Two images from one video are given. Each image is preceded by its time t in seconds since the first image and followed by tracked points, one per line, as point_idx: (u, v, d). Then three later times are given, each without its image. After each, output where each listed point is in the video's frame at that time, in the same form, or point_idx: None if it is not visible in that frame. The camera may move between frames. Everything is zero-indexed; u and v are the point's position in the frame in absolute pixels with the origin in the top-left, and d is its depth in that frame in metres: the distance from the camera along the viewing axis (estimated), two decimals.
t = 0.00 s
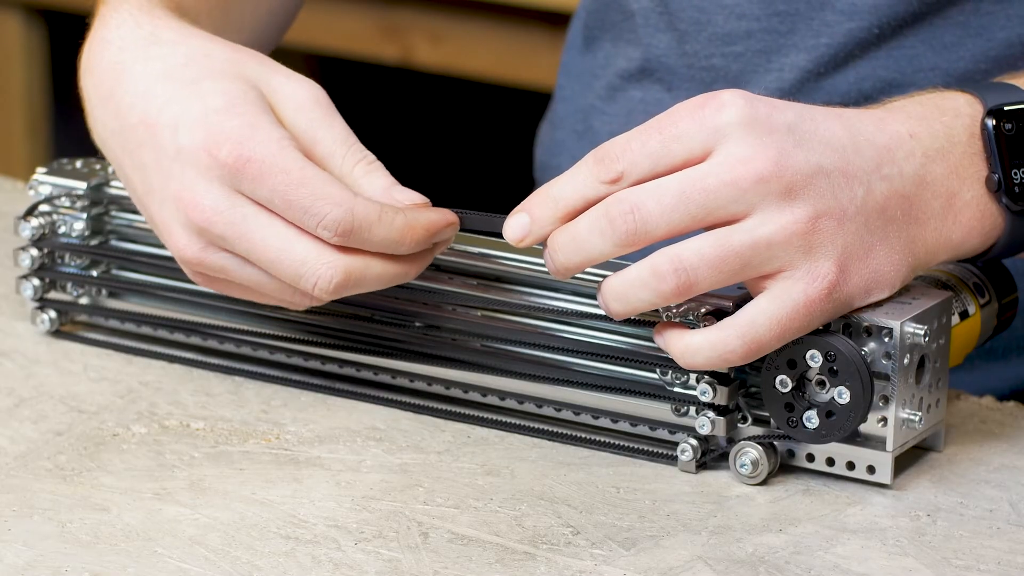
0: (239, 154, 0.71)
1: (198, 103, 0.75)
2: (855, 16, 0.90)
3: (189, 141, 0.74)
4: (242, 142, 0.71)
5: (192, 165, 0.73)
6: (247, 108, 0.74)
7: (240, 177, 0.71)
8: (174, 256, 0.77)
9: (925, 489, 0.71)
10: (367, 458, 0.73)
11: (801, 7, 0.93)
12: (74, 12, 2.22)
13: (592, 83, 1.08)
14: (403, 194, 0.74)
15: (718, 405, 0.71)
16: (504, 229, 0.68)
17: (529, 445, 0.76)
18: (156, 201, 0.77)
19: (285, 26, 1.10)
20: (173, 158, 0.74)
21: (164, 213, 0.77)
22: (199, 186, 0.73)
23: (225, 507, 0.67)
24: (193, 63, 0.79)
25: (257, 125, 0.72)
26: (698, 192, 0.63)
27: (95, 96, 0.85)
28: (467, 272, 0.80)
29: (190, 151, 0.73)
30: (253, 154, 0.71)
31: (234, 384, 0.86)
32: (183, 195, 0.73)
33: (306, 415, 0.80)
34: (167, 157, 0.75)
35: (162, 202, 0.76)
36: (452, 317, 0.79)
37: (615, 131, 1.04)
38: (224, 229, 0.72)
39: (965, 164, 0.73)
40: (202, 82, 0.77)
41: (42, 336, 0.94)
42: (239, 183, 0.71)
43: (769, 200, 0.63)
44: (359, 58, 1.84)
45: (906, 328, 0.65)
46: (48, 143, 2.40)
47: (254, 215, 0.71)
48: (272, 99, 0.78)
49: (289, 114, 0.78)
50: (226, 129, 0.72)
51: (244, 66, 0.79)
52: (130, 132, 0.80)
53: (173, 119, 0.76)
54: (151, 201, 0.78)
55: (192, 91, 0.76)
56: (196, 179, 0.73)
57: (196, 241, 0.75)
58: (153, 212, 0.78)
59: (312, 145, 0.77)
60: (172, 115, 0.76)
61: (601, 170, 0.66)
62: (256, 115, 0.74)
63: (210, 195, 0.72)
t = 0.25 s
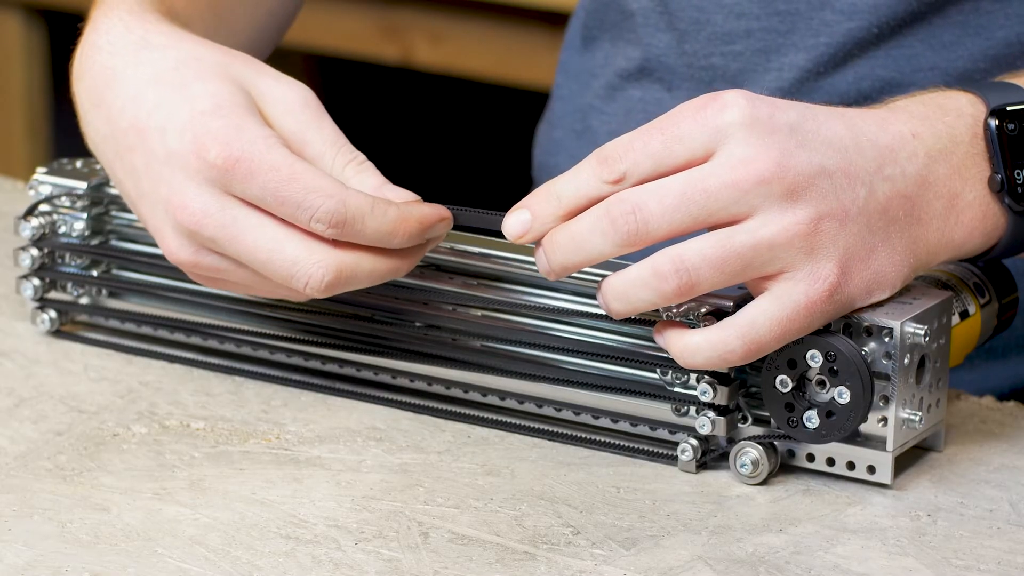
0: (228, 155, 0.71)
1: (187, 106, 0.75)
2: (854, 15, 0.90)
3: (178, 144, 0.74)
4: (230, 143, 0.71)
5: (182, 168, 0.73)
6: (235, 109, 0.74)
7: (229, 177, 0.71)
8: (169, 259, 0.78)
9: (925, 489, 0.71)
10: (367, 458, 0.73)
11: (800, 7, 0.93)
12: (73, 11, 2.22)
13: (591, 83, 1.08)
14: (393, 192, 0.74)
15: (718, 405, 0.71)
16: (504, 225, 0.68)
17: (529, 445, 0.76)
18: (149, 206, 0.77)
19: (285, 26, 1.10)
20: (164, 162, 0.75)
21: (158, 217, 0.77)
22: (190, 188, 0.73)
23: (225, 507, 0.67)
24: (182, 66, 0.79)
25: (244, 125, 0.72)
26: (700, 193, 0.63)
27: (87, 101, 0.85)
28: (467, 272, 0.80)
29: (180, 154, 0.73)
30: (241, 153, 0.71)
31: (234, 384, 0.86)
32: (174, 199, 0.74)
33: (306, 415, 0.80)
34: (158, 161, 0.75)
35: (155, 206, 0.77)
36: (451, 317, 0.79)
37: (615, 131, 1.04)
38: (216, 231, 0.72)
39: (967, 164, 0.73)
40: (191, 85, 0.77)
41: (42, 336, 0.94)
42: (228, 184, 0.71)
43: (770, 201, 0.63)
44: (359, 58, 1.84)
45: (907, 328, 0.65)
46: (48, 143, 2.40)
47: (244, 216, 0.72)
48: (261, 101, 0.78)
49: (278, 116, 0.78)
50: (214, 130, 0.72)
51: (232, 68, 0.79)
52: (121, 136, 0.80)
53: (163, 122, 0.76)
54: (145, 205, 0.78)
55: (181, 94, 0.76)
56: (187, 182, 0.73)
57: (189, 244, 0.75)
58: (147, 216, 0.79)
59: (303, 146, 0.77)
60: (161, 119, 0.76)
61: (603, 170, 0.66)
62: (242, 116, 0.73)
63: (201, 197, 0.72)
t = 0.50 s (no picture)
0: (231, 148, 0.70)
1: (190, 100, 0.75)
2: (850, 15, 0.90)
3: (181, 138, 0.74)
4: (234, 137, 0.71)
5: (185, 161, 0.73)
6: (238, 102, 0.74)
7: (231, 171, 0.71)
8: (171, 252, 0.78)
9: (925, 489, 0.71)
10: (367, 458, 0.73)
11: (798, 7, 0.93)
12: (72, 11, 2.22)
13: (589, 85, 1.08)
14: (397, 186, 0.74)
15: (718, 405, 0.71)
16: (506, 227, 0.69)
17: (529, 445, 0.76)
18: (151, 200, 0.77)
19: (285, 27, 1.10)
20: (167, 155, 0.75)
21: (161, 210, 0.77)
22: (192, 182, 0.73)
23: (225, 507, 0.67)
24: (185, 59, 0.79)
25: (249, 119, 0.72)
26: (701, 195, 0.63)
27: (90, 95, 0.85)
28: (467, 272, 0.80)
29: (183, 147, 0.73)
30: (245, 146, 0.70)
31: (234, 384, 0.85)
32: (176, 193, 0.74)
33: (306, 415, 0.80)
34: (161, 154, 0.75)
35: (157, 200, 0.77)
36: (451, 316, 0.79)
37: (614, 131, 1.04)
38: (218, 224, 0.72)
39: (966, 164, 0.73)
40: (194, 78, 0.77)
41: (42, 336, 0.94)
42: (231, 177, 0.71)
43: (771, 203, 0.63)
44: (359, 58, 1.84)
45: (907, 328, 0.65)
46: (48, 143, 2.39)
47: (246, 210, 0.72)
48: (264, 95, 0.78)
49: (282, 110, 0.78)
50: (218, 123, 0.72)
51: (235, 62, 0.79)
52: (124, 130, 0.80)
53: (165, 116, 0.76)
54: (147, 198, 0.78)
55: (184, 88, 0.76)
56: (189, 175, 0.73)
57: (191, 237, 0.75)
58: (148, 209, 0.78)
59: (306, 141, 0.77)
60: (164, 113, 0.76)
61: (603, 171, 0.66)
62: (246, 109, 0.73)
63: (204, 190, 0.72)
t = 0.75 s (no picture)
0: (241, 140, 0.71)
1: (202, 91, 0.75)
2: (852, 12, 0.90)
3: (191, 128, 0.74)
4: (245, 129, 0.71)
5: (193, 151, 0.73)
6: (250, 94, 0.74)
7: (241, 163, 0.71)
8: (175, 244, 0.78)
9: (925, 489, 0.71)
10: (367, 458, 0.73)
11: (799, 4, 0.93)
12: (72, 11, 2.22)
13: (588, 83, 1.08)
14: (405, 186, 0.74)
15: (718, 405, 0.71)
16: (514, 233, 0.69)
17: (529, 445, 0.76)
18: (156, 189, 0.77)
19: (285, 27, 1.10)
20: (175, 146, 0.75)
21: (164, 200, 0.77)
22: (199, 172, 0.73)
23: (225, 507, 0.67)
24: (197, 51, 0.79)
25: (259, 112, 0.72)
26: (699, 196, 0.63)
27: (102, 83, 0.85)
28: (467, 272, 0.80)
29: (192, 138, 0.73)
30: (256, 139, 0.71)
31: (234, 384, 0.85)
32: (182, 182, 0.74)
33: (306, 415, 0.80)
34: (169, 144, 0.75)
35: (162, 189, 0.77)
36: (451, 316, 0.79)
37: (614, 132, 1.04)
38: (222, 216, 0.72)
39: (966, 164, 0.73)
40: (207, 70, 0.77)
41: (42, 336, 0.94)
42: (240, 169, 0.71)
43: (770, 204, 0.63)
44: (359, 58, 1.84)
45: (907, 328, 0.65)
46: (48, 143, 2.40)
47: (252, 202, 0.72)
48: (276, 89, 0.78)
49: (293, 105, 0.78)
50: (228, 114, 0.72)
51: (248, 54, 0.79)
52: (133, 118, 0.80)
53: (176, 106, 0.76)
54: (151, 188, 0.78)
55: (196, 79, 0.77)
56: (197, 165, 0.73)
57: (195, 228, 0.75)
58: (153, 197, 0.79)
59: (316, 136, 0.77)
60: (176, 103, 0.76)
61: (602, 172, 0.65)
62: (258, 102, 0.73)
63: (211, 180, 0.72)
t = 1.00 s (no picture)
0: (239, 121, 0.71)
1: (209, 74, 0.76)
2: (874, 8, 0.91)
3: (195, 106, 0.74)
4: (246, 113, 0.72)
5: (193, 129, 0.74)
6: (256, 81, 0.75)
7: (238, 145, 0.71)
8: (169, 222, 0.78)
9: (925, 489, 0.71)
10: (367, 458, 0.73)
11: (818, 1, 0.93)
12: (72, 11, 2.23)
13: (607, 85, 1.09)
14: (401, 186, 0.74)
15: (718, 405, 0.71)
16: (517, 234, 0.69)
17: (529, 445, 0.76)
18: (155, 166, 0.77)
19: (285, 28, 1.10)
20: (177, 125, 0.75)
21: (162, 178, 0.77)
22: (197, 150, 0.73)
23: (225, 507, 0.67)
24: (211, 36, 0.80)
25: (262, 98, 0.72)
26: (697, 196, 0.63)
27: (115, 60, 0.85)
28: (467, 272, 0.80)
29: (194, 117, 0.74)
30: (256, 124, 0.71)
31: (234, 384, 0.85)
32: (180, 159, 0.74)
33: (306, 415, 0.80)
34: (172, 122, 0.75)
35: (161, 166, 0.77)
36: (451, 316, 0.79)
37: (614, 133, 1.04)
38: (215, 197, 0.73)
39: (965, 166, 0.72)
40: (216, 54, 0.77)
41: (42, 336, 0.94)
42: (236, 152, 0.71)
43: (768, 203, 0.63)
44: (359, 58, 1.84)
45: (907, 328, 0.65)
46: (48, 144, 2.40)
47: (246, 185, 0.72)
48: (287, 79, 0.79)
49: (300, 96, 0.78)
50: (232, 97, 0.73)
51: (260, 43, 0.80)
52: (141, 94, 0.80)
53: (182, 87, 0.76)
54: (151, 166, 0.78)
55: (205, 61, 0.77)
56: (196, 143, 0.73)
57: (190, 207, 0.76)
58: (151, 175, 0.79)
59: (320, 129, 0.78)
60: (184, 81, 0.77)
61: (600, 172, 0.65)
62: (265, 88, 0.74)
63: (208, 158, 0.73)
